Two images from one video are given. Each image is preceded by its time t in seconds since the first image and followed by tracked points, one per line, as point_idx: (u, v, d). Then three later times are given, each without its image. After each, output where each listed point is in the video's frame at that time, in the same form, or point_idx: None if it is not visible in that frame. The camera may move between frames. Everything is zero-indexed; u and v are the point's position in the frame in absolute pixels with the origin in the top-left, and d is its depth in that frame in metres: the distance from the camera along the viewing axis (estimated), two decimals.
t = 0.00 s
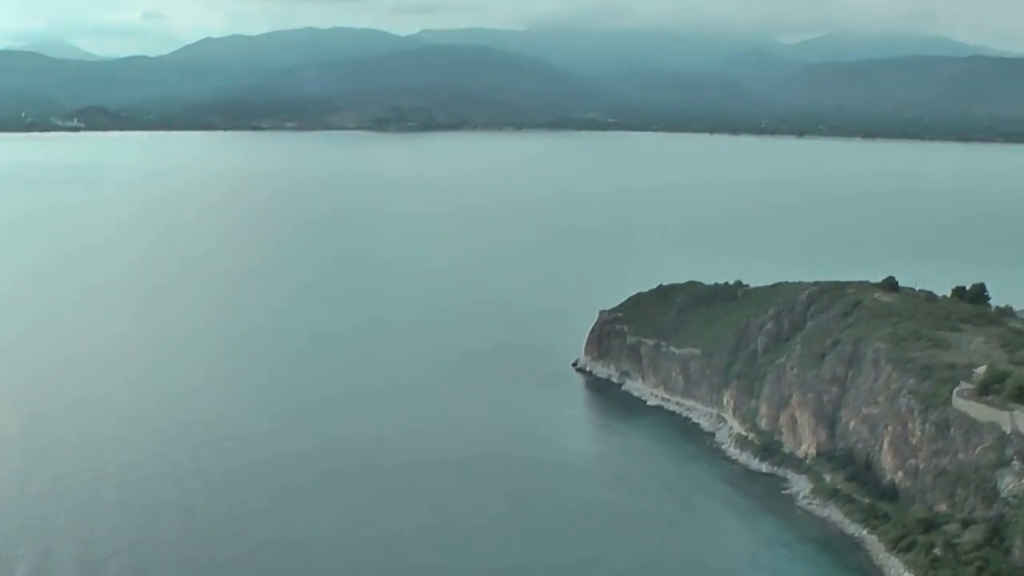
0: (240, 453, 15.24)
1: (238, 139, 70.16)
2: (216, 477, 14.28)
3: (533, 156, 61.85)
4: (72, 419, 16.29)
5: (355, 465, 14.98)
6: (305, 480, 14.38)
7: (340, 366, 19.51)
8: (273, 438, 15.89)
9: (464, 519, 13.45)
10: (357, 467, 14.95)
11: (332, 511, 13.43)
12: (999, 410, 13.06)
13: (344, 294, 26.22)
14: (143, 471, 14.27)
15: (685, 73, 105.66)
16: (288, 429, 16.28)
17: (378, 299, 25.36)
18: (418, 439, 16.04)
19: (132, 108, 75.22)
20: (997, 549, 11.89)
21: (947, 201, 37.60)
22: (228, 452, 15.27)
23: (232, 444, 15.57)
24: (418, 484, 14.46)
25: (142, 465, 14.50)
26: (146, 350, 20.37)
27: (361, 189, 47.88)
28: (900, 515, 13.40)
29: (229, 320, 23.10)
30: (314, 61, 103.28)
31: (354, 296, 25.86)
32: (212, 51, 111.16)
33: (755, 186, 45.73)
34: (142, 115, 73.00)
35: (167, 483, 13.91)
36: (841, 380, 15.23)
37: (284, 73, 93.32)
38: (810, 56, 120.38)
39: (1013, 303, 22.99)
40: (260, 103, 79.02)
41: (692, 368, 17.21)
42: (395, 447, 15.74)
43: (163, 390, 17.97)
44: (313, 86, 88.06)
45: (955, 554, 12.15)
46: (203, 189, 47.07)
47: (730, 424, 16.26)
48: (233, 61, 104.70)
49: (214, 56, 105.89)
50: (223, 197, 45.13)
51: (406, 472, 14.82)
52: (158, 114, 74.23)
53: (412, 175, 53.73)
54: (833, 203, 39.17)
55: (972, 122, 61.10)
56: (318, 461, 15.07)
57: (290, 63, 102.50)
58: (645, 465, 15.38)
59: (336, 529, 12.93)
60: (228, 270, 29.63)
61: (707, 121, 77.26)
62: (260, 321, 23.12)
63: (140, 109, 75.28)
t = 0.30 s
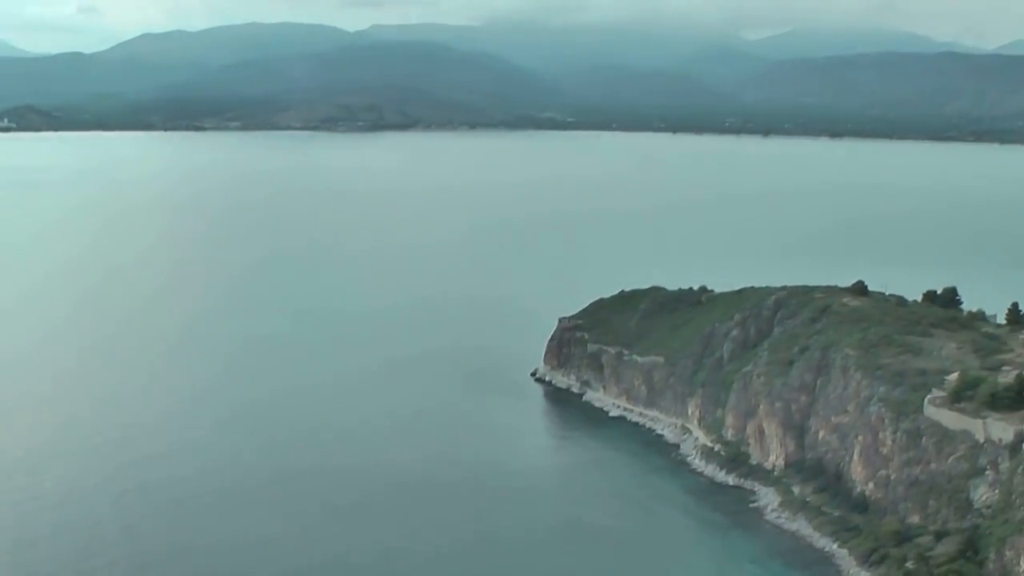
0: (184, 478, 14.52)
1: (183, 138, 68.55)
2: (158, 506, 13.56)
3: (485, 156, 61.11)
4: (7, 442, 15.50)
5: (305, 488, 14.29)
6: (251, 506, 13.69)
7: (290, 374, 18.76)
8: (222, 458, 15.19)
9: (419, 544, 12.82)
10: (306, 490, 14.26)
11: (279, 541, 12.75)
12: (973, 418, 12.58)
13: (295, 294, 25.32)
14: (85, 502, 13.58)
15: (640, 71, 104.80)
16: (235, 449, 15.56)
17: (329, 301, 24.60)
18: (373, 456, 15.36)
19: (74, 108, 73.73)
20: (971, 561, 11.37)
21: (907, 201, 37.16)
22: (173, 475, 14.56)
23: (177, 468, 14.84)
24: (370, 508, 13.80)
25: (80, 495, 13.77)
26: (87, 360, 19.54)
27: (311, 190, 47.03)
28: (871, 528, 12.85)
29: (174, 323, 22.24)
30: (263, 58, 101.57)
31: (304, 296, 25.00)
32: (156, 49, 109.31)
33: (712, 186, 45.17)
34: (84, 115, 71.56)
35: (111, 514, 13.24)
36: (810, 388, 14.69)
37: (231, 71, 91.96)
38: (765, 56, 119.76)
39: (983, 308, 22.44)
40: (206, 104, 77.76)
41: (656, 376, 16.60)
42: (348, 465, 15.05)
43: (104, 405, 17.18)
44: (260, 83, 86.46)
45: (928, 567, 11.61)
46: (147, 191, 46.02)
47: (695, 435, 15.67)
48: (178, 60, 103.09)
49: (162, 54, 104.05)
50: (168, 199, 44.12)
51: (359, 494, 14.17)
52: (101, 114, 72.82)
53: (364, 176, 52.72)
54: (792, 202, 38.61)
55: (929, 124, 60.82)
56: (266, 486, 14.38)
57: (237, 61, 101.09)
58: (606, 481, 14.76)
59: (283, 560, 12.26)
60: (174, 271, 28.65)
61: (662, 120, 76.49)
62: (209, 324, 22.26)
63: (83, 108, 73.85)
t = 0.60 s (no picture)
0: (124, 495, 13.91)
1: (122, 138, 65.46)
2: (98, 525, 12.96)
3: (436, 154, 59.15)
4: None
5: (253, 505, 13.73)
6: (196, 526, 13.10)
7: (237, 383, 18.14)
8: (167, 474, 14.63)
9: (370, 562, 12.30)
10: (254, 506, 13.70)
11: (225, 563, 12.19)
12: (938, 423, 12.18)
13: (240, 296, 24.57)
14: (23, 521, 12.99)
15: (590, 68, 103.95)
16: (178, 464, 14.95)
17: (277, 303, 23.93)
18: (323, 469, 14.81)
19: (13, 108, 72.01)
20: None
21: (867, 201, 36.76)
22: (115, 492, 13.99)
23: (117, 483, 14.23)
24: (319, 524, 13.25)
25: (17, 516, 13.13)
26: (25, 369, 18.79)
27: (259, 188, 46.15)
28: (835, 538, 12.42)
29: (115, 329, 21.51)
30: (209, 53, 99.38)
31: (251, 298, 24.29)
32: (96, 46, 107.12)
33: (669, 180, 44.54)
34: (24, 116, 69.93)
35: (51, 533, 12.70)
36: (772, 394, 14.24)
37: (172, 67, 90.26)
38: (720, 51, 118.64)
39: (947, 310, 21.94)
40: (148, 101, 76.29)
41: (613, 383, 16.11)
42: (297, 479, 14.52)
43: (41, 417, 16.49)
44: (207, 84, 84.24)
45: None
46: (88, 190, 44.94)
47: (654, 444, 15.20)
48: (117, 55, 100.95)
49: (107, 48, 101.84)
50: (110, 199, 43.08)
51: (308, 510, 13.64)
52: (40, 112, 71.21)
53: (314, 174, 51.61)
54: (751, 201, 38.11)
55: (888, 123, 60.45)
56: (212, 503, 13.79)
57: (177, 58, 99.11)
58: (563, 492, 14.26)
59: None
60: (115, 274, 27.74)
61: (619, 117, 75.26)
62: (152, 328, 21.53)
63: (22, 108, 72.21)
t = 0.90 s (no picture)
0: (58, 509, 13.33)
1: (52, 138, 61.98)
2: (30, 543, 12.39)
3: (384, 151, 57.10)
4: None
5: (193, 519, 13.19)
6: (133, 542, 12.56)
7: (179, 391, 17.56)
8: (105, 486, 14.06)
9: None
10: (194, 520, 13.16)
11: None
12: (899, 427, 11.81)
13: (185, 302, 23.92)
14: None
15: (538, 65, 103.31)
16: (115, 476, 14.37)
17: (223, 309, 23.32)
18: (267, 480, 14.29)
19: None
20: None
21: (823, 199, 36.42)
22: (50, 505, 13.42)
23: (52, 497, 13.65)
24: (263, 537, 12.74)
25: None
26: None
27: (206, 185, 45.30)
28: (794, 547, 12.03)
29: (53, 335, 20.82)
30: (147, 51, 97.28)
31: (196, 305, 23.66)
32: (32, 42, 104.94)
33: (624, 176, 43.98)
34: None
35: None
36: (728, 399, 13.84)
37: (113, 65, 88.65)
38: (666, 47, 117.93)
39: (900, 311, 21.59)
40: (88, 97, 74.86)
41: (566, 389, 15.66)
42: (240, 491, 14.00)
43: None
44: (146, 84, 82.14)
45: None
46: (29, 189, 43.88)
47: (608, 451, 14.77)
48: (55, 55, 98.96)
49: (46, 49, 99.86)
50: (51, 199, 42.11)
51: (253, 522, 13.12)
52: None
53: (262, 170, 50.65)
54: (704, 198, 37.64)
55: (842, 123, 60.22)
56: (150, 517, 13.24)
57: (117, 54, 97.29)
58: (515, 501, 13.81)
59: None
60: (50, 279, 26.91)
61: (569, 113, 74.09)
62: (92, 336, 20.89)
63: None
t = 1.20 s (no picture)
0: None
1: None
2: None
3: (332, 146, 55.74)
4: None
5: (133, 530, 12.70)
6: (69, 556, 12.05)
7: (122, 401, 17.02)
8: (41, 498, 13.54)
9: None
10: (133, 532, 12.68)
11: None
12: (858, 432, 11.47)
13: (132, 309, 23.33)
14: None
15: (490, 63, 102.50)
16: (52, 488, 13.84)
17: (172, 315, 22.75)
18: (212, 490, 13.81)
19: None
20: None
21: (784, 198, 36.12)
22: None
23: None
24: (205, 549, 12.28)
25: None
26: None
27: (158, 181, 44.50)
28: (752, 557, 11.65)
29: None
30: (88, 48, 95.24)
31: (144, 312, 23.10)
32: None
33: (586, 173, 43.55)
34: None
35: None
36: (684, 404, 13.47)
37: (56, 64, 87.02)
38: (618, 45, 117.31)
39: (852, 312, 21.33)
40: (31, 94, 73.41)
41: (518, 396, 15.26)
42: (184, 501, 13.52)
43: None
44: (84, 81, 80.00)
45: None
46: None
47: (561, 459, 14.38)
48: None
49: None
50: None
51: (198, 533, 12.65)
52: None
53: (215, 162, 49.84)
54: (663, 199, 37.19)
55: (799, 120, 60.01)
56: (88, 528, 12.74)
57: (60, 51, 95.44)
58: (465, 510, 13.41)
59: None
60: None
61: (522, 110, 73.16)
62: (33, 345, 20.28)
63: None
